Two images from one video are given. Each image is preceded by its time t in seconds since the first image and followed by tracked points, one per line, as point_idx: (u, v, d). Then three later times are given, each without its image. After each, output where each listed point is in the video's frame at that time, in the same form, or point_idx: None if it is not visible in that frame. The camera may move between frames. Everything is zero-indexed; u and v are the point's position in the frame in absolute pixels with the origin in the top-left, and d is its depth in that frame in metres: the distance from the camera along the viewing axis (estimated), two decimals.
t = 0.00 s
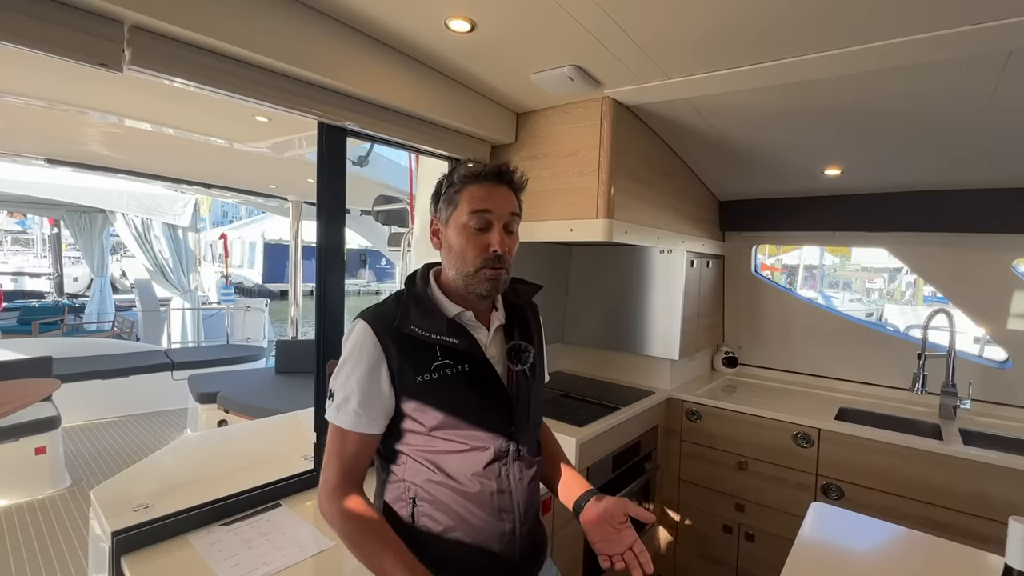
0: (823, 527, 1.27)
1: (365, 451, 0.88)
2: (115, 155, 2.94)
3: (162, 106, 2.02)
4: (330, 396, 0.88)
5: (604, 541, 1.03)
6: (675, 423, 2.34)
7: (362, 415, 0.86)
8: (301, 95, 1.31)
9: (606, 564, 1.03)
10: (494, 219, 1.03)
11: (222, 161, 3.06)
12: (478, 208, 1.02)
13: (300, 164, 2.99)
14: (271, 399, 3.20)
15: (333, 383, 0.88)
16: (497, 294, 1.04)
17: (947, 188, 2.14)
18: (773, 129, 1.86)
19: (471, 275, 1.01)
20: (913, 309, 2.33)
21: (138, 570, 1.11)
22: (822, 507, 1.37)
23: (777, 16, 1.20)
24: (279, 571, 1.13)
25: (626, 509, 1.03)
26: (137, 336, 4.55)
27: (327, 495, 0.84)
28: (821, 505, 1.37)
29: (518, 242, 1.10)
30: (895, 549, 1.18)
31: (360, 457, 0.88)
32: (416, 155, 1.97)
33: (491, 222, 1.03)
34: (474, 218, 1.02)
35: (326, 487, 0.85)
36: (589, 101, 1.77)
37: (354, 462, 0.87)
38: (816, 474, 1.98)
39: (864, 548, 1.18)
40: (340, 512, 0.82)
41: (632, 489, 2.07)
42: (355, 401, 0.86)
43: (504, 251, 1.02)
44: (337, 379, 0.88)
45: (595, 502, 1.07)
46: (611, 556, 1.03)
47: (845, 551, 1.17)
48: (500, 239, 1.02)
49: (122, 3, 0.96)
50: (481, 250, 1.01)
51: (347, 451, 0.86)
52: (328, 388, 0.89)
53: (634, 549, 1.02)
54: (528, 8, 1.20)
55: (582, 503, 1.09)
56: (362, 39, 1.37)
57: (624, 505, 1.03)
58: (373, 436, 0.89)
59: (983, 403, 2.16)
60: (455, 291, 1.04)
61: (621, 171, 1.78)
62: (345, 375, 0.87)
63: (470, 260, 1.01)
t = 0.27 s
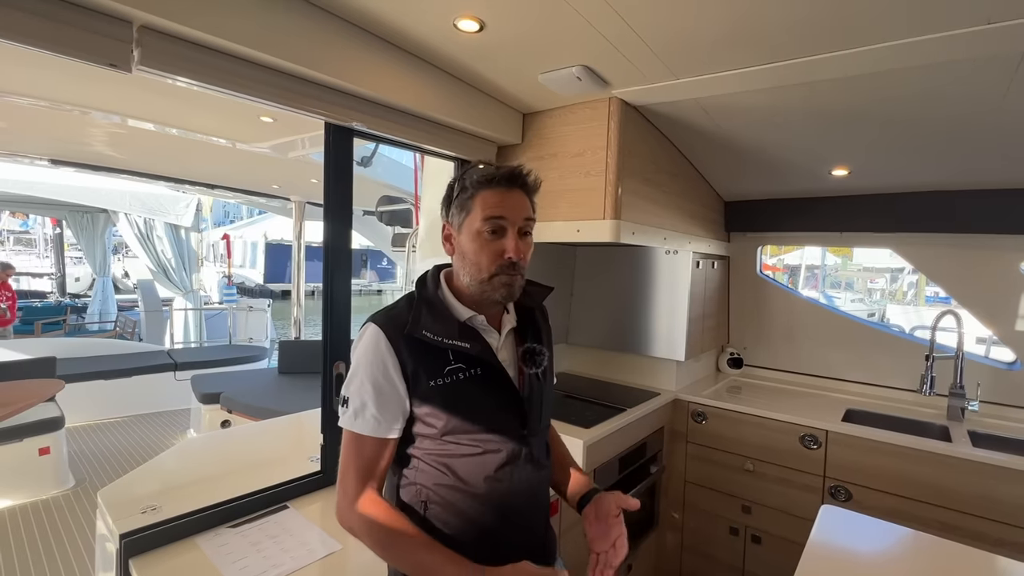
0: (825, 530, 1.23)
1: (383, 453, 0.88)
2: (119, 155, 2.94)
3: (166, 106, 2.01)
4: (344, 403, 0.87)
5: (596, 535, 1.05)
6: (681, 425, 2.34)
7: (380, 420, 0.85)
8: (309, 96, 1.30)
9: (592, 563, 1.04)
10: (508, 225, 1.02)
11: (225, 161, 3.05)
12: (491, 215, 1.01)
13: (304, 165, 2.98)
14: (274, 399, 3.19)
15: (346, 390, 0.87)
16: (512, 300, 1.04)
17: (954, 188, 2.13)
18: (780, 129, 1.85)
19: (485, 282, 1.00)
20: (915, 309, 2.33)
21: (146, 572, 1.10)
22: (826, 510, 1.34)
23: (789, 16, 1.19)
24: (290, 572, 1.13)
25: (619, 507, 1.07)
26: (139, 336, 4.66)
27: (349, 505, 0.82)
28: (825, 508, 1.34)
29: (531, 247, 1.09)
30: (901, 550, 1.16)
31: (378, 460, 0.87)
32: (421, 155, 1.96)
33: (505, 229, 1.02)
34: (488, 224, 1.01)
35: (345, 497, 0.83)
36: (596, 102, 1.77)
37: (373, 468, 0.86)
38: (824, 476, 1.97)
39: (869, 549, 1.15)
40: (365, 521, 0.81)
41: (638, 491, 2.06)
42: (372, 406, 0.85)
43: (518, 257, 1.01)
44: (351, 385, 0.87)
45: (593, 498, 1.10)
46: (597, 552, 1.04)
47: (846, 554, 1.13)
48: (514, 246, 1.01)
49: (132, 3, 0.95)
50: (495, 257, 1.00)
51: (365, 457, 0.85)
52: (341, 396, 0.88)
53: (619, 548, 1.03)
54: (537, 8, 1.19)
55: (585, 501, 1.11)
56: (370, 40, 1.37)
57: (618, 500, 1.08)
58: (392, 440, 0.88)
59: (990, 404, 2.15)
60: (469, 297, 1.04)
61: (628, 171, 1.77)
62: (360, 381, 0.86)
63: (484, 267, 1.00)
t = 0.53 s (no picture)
0: (830, 532, 1.22)
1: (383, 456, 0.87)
2: (122, 155, 2.94)
3: (168, 106, 2.01)
4: (354, 399, 0.87)
5: (662, 526, 1.01)
6: (685, 426, 2.33)
7: (386, 419, 0.85)
8: (313, 96, 1.30)
9: (669, 556, 0.98)
10: (504, 219, 1.01)
11: (227, 161, 3.05)
12: (487, 211, 1.01)
13: (306, 165, 2.97)
14: (277, 400, 3.19)
15: (356, 386, 0.88)
16: (517, 296, 1.02)
17: (960, 188, 2.11)
18: (786, 129, 1.84)
19: (485, 279, 1.00)
20: (918, 310, 2.32)
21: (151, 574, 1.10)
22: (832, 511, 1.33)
23: (797, 16, 1.18)
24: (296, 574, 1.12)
25: (674, 497, 1.06)
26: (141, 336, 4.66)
27: (344, 497, 0.84)
28: (832, 508, 1.33)
29: (534, 240, 1.07)
30: (910, 553, 1.14)
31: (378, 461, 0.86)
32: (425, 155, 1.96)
33: (502, 224, 1.01)
34: (484, 221, 1.00)
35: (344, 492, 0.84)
36: (601, 101, 1.76)
37: (372, 467, 0.86)
38: (829, 478, 1.96)
39: (879, 552, 1.14)
40: (350, 516, 0.81)
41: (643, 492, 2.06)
42: (379, 404, 0.85)
43: (516, 251, 1.00)
44: (361, 381, 0.87)
45: (641, 494, 1.07)
46: (671, 544, 0.99)
47: (852, 556, 1.12)
48: (511, 240, 1.00)
49: (137, 2, 0.95)
50: (492, 253, 0.99)
51: (365, 454, 0.85)
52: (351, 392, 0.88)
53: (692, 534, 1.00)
54: (544, 7, 1.18)
55: (629, 498, 1.08)
56: (375, 39, 1.36)
57: (673, 489, 1.07)
58: (397, 440, 0.87)
59: (996, 405, 2.14)
60: (474, 295, 1.03)
61: (633, 171, 1.77)
62: (370, 378, 0.86)
63: (483, 264, 1.00)
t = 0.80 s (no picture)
0: (835, 531, 1.22)
1: (378, 450, 0.86)
2: (125, 155, 2.95)
3: (172, 106, 2.01)
4: (363, 390, 0.89)
5: (678, 530, 1.02)
6: (688, 426, 2.33)
7: (391, 413, 0.85)
8: (319, 96, 1.30)
9: (686, 560, 0.98)
10: (501, 213, 1.02)
11: (230, 161, 3.05)
12: (484, 206, 1.02)
13: (309, 165, 2.98)
14: (279, 399, 3.19)
15: (366, 378, 0.89)
16: (520, 290, 1.01)
17: (963, 188, 2.11)
18: (789, 129, 1.84)
19: (487, 273, 1.00)
20: (919, 310, 2.32)
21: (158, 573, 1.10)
22: (836, 511, 1.33)
23: (802, 16, 1.18)
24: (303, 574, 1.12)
25: (686, 501, 1.08)
26: (143, 336, 4.63)
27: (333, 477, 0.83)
28: (836, 508, 1.33)
29: (538, 233, 1.06)
30: (915, 553, 1.14)
31: (375, 455, 0.86)
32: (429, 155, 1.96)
33: (499, 217, 1.02)
34: (482, 216, 1.02)
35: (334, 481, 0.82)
36: (605, 102, 1.76)
37: (368, 458, 0.85)
38: (833, 478, 1.96)
39: (883, 552, 1.14)
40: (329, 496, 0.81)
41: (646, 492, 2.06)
42: (386, 397, 0.86)
43: (515, 243, 0.99)
44: (370, 373, 0.89)
45: (654, 497, 1.08)
46: (687, 547, 1.00)
47: (857, 556, 1.12)
48: (508, 233, 1.00)
49: (146, 4, 0.95)
50: (491, 246, 1.00)
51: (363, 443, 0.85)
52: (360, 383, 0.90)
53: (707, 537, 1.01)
54: (549, 8, 1.19)
55: (641, 502, 1.08)
56: (381, 40, 1.36)
57: (686, 493, 1.08)
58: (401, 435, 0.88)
59: (999, 405, 2.14)
60: (481, 292, 1.04)
61: (637, 172, 1.77)
62: (379, 371, 0.88)
63: (484, 258, 1.00)
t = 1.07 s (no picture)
0: (835, 531, 1.22)
1: (381, 450, 0.86)
2: (127, 155, 2.96)
3: (173, 106, 2.02)
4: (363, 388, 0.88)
5: (671, 534, 1.00)
6: (688, 425, 2.33)
7: (391, 411, 0.85)
8: (319, 96, 1.30)
9: (680, 564, 0.97)
10: (500, 213, 1.02)
11: (231, 161, 3.05)
12: (483, 205, 1.03)
13: (309, 165, 2.98)
14: (280, 399, 3.19)
15: (365, 377, 0.89)
16: (517, 288, 1.01)
17: (964, 188, 2.11)
18: (789, 129, 1.84)
19: (484, 272, 1.00)
20: (920, 309, 2.32)
21: (159, 572, 1.10)
22: (836, 510, 1.33)
23: (801, 16, 1.18)
24: (302, 573, 1.12)
25: (682, 504, 1.06)
26: (144, 336, 4.59)
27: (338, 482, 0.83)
28: (837, 508, 1.33)
29: (536, 234, 1.06)
30: (915, 553, 1.14)
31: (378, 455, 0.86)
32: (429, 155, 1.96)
33: (498, 217, 1.02)
34: (481, 215, 1.03)
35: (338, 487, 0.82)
36: (605, 102, 1.76)
37: (372, 459, 0.85)
38: (834, 478, 1.96)
39: (883, 552, 1.14)
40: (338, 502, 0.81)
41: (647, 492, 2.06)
42: (386, 396, 0.85)
43: (512, 243, 1.00)
44: (371, 372, 0.88)
45: (648, 500, 1.07)
46: (681, 551, 0.98)
47: (856, 556, 1.12)
48: (506, 232, 1.00)
49: (146, 4, 0.95)
50: (489, 245, 1.00)
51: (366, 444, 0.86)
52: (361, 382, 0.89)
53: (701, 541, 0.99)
54: (549, 8, 1.19)
55: (636, 505, 1.07)
56: (381, 40, 1.37)
57: (680, 496, 1.06)
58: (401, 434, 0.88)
59: (1000, 405, 2.14)
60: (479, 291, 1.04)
61: (637, 171, 1.77)
62: (378, 370, 0.87)
63: (482, 257, 1.01)
